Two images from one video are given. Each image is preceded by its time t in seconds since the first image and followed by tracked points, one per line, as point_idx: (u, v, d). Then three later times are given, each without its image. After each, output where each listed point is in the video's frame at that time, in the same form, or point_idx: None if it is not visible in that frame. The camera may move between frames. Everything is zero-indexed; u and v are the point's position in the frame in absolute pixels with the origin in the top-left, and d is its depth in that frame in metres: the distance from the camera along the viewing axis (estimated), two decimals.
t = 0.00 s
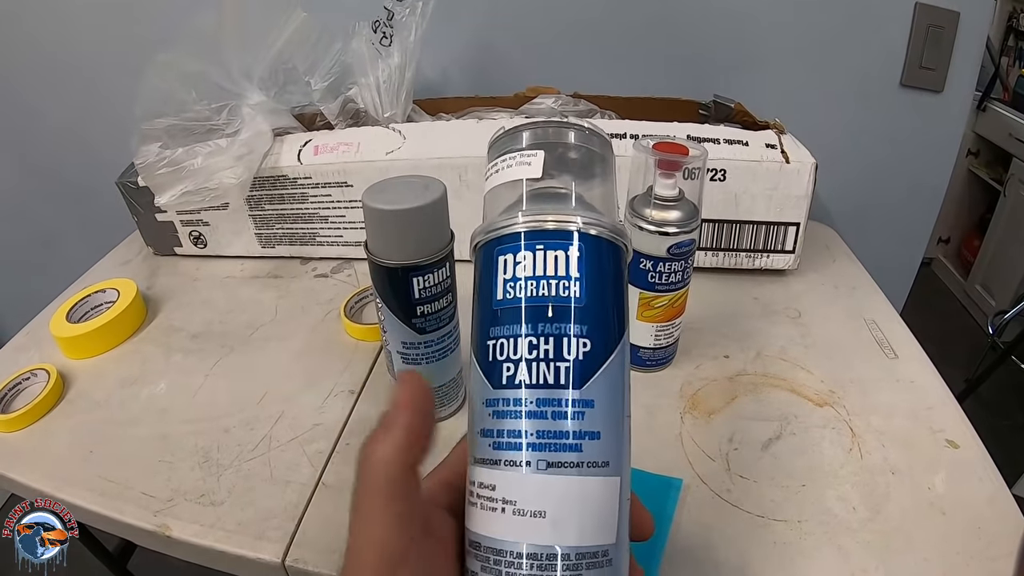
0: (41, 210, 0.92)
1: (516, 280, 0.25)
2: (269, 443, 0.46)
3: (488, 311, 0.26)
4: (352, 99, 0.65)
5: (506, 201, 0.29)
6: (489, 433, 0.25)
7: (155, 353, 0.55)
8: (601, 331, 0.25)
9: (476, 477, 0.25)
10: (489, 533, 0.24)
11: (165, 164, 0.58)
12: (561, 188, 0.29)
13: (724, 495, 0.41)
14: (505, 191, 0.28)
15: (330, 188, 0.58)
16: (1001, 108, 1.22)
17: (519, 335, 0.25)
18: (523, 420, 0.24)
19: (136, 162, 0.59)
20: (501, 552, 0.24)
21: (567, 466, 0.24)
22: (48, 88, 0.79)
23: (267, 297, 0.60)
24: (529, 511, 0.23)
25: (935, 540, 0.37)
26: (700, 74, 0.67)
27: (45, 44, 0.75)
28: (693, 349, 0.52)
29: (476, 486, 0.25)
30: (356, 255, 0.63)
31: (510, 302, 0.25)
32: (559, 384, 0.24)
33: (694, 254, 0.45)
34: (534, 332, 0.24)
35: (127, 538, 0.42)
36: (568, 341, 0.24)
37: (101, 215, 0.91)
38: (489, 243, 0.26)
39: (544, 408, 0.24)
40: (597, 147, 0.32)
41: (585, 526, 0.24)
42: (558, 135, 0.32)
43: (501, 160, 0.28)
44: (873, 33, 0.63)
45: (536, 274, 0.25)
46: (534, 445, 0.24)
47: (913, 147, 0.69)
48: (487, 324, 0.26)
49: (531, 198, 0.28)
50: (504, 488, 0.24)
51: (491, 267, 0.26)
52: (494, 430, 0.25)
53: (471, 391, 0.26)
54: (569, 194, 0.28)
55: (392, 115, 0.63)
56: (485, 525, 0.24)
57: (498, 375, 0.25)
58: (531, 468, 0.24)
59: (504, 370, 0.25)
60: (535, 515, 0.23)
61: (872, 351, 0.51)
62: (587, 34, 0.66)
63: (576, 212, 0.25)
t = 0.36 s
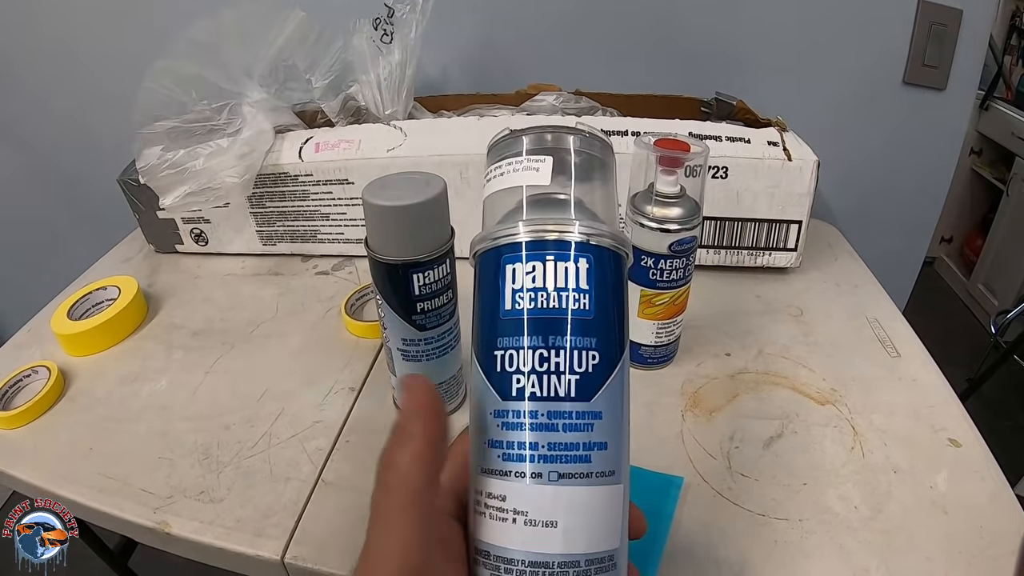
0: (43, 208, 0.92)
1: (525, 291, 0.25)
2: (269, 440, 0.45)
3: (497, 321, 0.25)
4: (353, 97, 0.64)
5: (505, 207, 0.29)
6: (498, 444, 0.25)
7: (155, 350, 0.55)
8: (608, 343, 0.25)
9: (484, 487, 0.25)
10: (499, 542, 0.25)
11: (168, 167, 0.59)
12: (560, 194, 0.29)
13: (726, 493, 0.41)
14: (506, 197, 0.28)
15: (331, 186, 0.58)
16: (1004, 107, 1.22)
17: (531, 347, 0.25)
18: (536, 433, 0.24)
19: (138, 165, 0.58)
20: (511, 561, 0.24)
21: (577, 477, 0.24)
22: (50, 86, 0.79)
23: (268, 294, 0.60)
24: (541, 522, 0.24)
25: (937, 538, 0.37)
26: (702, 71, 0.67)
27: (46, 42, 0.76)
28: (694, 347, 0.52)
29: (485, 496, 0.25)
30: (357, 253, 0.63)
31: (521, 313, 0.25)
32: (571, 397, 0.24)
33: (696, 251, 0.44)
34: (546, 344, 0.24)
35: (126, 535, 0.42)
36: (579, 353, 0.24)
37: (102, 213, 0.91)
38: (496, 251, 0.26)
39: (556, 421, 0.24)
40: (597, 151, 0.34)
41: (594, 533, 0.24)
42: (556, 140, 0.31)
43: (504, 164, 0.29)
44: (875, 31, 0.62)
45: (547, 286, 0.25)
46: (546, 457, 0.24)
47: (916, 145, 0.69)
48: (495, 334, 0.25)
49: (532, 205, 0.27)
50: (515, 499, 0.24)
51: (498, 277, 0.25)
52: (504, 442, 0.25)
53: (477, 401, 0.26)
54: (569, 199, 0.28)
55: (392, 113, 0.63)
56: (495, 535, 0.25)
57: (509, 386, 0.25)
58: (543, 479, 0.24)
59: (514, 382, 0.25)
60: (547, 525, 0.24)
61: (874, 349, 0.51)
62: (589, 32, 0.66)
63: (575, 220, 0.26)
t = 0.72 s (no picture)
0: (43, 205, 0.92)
1: (532, 289, 0.25)
2: (266, 435, 0.45)
3: (502, 318, 0.25)
4: (353, 89, 0.64)
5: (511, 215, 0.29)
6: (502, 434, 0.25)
7: (153, 346, 0.54)
8: (612, 342, 0.25)
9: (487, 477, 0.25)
10: (502, 530, 0.24)
11: (164, 154, 0.58)
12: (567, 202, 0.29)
13: (726, 489, 0.40)
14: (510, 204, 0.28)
15: (330, 180, 0.58)
16: (1007, 103, 1.21)
17: (537, 342, 0.24)
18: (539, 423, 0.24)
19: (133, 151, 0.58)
20: (513, 549, 0.24)
21: (579, 467, 0.24)
22: (49, 82, 0.79)
23: (266, 289, 0.60)
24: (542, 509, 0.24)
25: (941, 536, 0.37)
26: (703, 65, 0.67)
27: (45, 39, 0.76)
28: (695, 342, 0.52)
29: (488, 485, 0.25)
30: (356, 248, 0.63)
31: (527, 310, 0.25)
32: (574, 390, 0.24)
33: (696, 244, 0.44)
34: (553, 340, 0.24)
35: (123, 530, 0.42)
36: (584, 350, 0.24)
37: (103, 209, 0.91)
38: (503, 252, 0.25)
39: (559, 411, 0.24)
40: (601, 163, 0.32)
41: (595, 523, 0.24)
42: (563, 150, 0.31)
43: (513, 173, 0.28)
44: (877, 25, 0.62)
45: (553, 285, 0.24)
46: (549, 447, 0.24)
47: (919, 140, 0.68)
48: (500, 330, 0.25)
49: (538, 213, 0.28)
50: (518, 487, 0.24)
51: (505, 275, 0.25)
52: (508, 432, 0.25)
53: (481, 392, 0.26)
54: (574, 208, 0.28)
55: (392, 106, 0.63)
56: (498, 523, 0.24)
57: (514, 378, 0.25)
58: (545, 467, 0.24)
59: (519, 375, 0.25)
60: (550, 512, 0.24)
61: (877, 344, 0.51)
62: (589, 27, 0.66)
63: (579, 225, 0.25)
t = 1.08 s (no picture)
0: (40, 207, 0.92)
1: (525, 268, 0.24)
2: (255, 438, 0.45)
3: (495, 296, 0.25)
4: (343, 88, 0.64)
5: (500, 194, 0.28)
6: (496, 415, 0.24)
7: (145, 348, 0.54)
8: (605, 322, 0.25)
9: (481, 457, 0.25)
10: (497, 511, 0.24)
11: (148, 143, 0.57)
12: (559, 179, 0.27)
13: (716, 492, 0.40)
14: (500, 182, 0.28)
15: (320, 181, 0.57)
16: (1006, 98, 1.20)
17: (530, 321, 0.24)
18: (535, 403, 0.24)
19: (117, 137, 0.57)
20: (508, 529, 0.24)
21: (573, 447, 0.24)
22: (43, 85, 0.79)
23: (259, 290, 0.60)
24: (537, 490, 0.23)
25: (935, 538, 0.36)
26: (697, 60, 0.66)
27: (36, 42, 0.75)
28: (688, 341, 0.51)
29: (482, 467, 0.24)
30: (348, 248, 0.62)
31: (520, 289, 0.24)
32: (568, 369, 0.24)
33: (687, 244, 0.44)
34: (546, 319, 0.24)
35: (113, 534, 0.41)
36: (579, 329, 0.24)
37: (98, 210, 0.91)
38: (495, 230, 0.25)
39: (553, 391, 0.24)
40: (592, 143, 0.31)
41: (589, 502, 0.24)
42: (553, 128, 0.30)
43: (506, 150, 0.28)
44: (874, 17, 0.61)
45: (547, 263, 0.24)
46: (544, 426, 0.24)
47: (916, 135, 0.67)
48: (494, 308, 0.25)
49: (527, 191, 0.27)
50: (513, 468, 0.24)
51: (499, 253, 0.25)
52: (502, 412, 0.24)
53: (476, 371, 0.25)
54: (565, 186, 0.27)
55: (382, 104, 0.62)
56: (492, 504, 0.24)
57: (508, 357, 0.24)
58: (540, 447, 0.23)
59: (513, 353, 0.24)
60: (544, 493, 0.23)
61: (871, 343, 0.50)
62: (580, 23, 0.65)
63: (569, 203, 0.25)
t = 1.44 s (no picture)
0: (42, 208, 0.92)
1: (530, 264, 0.24)
2: (262, 437, 0.45)
3: (500, 293, 0.25)
4: (349, 89, 0.64)
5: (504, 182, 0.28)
6: (502, 415, 0.25)
7: (150, 349, 0.55)
8: (609, 320, 0.25)
9: (487, 457, 0.25)
10: (503, 510, 0.24)
11: (148, 111, 0.57)
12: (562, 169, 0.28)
13: (718, 489, 0.40)
14: (504, 170, 0.27)
15: (324, 181, 0.58)
16: (1005, 98, 1.20)
17: (536, 320, 0.24)
18: (541, 403, 0.24)
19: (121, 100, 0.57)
20: (514, 527, 0.24)
21: (578, 446, 0.24)
22: (47, 86, 0.79)
23: (263, 291, 0.60)
24: (542, 490, 0.24)
25: (932, 534, 0.37)
26: (698, 61, 0.66)
27: (40, 44, 0.76)
28: (689, 341, 0.52)
29: (487, 467, 0.25)
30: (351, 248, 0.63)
31: (525, 286, 0.24)
32: (574, 368, 0.24)
33: (688, 244, 0.44)
34: (552, 317, 0.24)
35: (121, 532, 0.42)
36: (584, 327, 0.24)
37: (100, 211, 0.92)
38: (499, 226, 0.25)
39: (559, 392, 0.24)
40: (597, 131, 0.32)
41: (593, 500, 0.25)
42: (556, 117, 0.31)
43: (509, 138, 0.28)
44: (873, 18, 0.61)
45: (552, 260, 0.24)
46: (551, 426, 0.24)
47: (914, 135, 0.68)
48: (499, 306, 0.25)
49: (530, 180, 0.26)
50: (518, 468, 0.24)
51: (503, 251, 0.25)
52: (508, 412, 0.25)
53: (479, 370, 0.26)
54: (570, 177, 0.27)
55: (388, 104, 0.62)
56: (499, 503, 0.25)
57: (513, 357, 0.25)
58: (546, 448, 0.24)
59: (519, 353, 0.24)
60: (550, 493, 0.24)
61: (871, 341, 0.51)
62: (582, 25, 0.66)
63: (572, 196, 0.25)
